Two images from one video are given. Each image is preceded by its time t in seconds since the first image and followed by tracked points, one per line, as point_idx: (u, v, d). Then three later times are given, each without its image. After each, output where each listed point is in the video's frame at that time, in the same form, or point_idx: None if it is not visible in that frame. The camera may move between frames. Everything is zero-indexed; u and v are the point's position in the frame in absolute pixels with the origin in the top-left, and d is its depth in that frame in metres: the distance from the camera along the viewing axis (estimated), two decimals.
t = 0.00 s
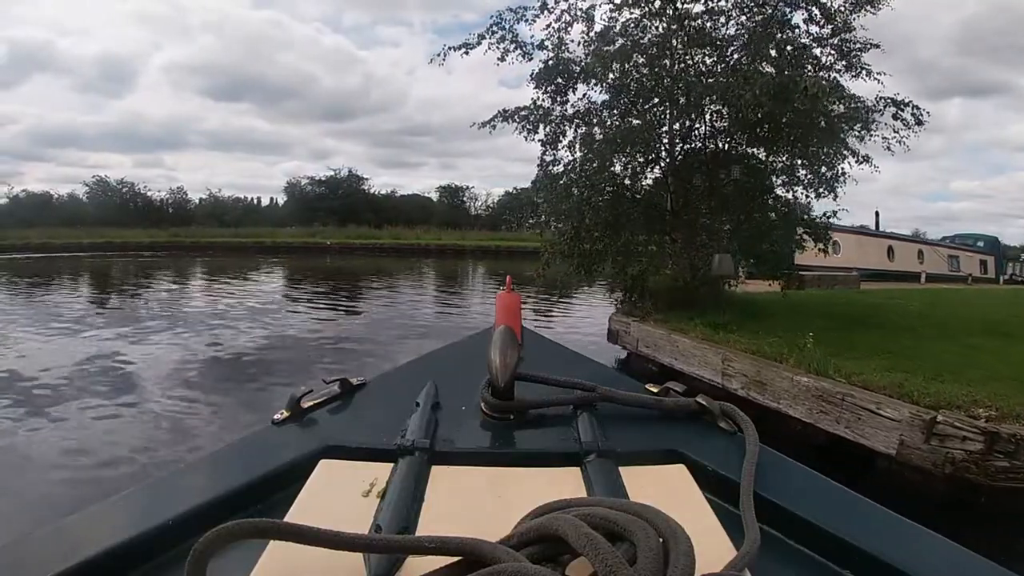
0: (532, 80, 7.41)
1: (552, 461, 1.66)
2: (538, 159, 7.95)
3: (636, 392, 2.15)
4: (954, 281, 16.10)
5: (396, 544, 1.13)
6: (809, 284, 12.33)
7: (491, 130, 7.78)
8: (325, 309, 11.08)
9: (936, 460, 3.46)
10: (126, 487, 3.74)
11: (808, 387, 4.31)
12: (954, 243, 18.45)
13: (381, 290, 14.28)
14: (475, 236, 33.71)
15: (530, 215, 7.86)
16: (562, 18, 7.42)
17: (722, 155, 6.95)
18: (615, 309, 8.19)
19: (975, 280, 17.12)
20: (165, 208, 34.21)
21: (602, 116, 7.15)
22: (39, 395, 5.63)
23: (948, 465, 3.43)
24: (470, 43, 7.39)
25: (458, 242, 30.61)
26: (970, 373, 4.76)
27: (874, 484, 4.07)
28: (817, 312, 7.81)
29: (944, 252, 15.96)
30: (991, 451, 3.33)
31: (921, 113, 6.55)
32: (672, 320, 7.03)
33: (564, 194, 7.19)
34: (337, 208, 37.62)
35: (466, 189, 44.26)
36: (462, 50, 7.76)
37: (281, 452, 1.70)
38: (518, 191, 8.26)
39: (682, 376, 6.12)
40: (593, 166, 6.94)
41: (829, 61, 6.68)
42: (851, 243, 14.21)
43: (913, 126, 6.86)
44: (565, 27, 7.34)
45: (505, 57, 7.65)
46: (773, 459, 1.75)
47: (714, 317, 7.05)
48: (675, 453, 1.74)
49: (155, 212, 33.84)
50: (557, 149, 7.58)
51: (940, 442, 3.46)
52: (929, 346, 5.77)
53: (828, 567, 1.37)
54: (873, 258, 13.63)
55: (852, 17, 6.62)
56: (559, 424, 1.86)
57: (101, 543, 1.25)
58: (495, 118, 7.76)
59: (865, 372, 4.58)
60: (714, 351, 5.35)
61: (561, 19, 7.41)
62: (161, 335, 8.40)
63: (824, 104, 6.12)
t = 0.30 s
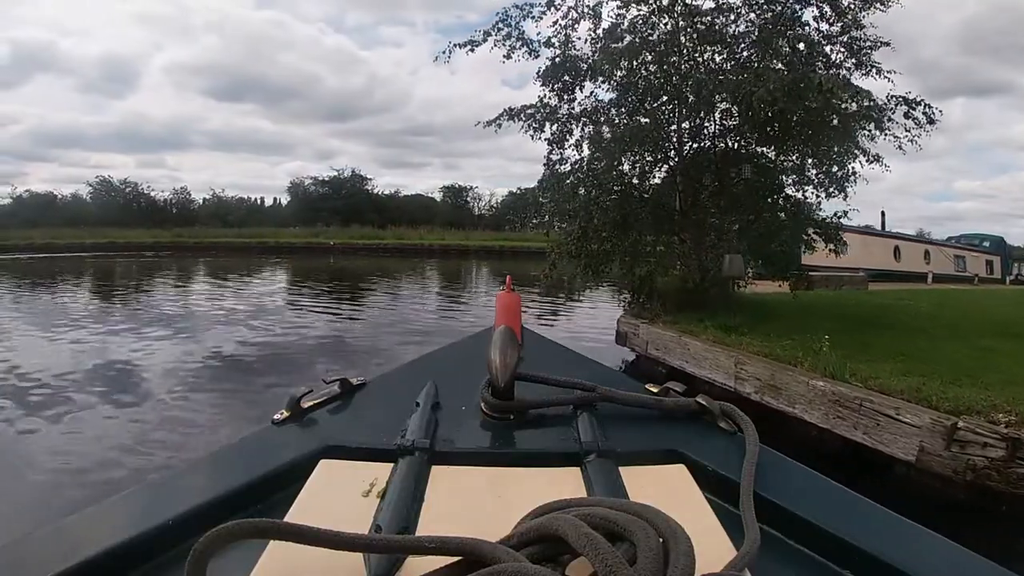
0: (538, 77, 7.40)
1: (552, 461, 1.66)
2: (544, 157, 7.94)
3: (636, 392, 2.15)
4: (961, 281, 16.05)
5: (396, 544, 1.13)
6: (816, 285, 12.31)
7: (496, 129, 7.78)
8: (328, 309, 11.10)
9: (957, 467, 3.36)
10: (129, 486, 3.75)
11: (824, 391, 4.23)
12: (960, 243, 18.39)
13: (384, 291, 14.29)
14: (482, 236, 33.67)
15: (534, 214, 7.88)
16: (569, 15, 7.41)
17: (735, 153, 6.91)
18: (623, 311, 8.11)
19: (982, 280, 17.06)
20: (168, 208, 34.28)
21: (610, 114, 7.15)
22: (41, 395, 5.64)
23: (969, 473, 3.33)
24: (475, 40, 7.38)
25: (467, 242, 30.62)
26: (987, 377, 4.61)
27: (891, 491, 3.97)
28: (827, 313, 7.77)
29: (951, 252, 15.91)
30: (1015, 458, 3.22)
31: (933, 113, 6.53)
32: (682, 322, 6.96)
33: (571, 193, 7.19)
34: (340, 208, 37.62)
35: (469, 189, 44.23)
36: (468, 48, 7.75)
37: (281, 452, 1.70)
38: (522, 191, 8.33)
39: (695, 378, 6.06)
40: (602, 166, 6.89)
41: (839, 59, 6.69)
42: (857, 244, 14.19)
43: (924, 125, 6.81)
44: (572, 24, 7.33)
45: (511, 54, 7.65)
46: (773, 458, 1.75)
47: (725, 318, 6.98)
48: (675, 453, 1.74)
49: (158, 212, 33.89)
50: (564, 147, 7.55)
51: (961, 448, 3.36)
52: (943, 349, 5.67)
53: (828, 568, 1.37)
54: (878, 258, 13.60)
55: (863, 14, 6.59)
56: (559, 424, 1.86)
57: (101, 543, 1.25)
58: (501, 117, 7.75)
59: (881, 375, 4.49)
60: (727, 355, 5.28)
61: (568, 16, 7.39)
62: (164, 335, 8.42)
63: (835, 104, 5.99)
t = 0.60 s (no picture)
0: (544, 75, 7.37)
1: (553, 462, 1.66)
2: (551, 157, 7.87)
3: (636, 392, 2.15)
4: (968, 282, 16.00)
5: (396, 544, 1.13)
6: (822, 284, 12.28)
7: (502, 128, 7.76)
8: (331, 309, 11.11)
9: (978, 474, 3.31)
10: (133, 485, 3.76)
11: (841, 396, 4.11)
12: (966, 244, 18.33)
13: (387, 291, 14.31)
14: (485, 236, 33.63)
15: (538, 215, 7.85)
16: (576, 13, 7.38)
17: (745, 151, 6.84)
18: (631, 312, 8.05)
19: (988, 281, 17.01)
20: (172, 208, 34.35)
21: (618, 113, 7.02)
22: (45, 394, 5.66)
23: (991, 480, 3.28)
24: (481, 36, 7.36)
25: (470, 242, 30.62)
26: (1006, 380, 4.50)
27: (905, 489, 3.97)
28: (836, 315, 7.72)
29: (957, 252, 15.86)
30: None
31: (946, 111, 6.50)
32: (691, 323, 6.90)
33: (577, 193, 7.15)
34: (343, 208, 37.63)
35: (472, 189, 44.21)
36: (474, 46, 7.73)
37: (281, 452, 1.70)
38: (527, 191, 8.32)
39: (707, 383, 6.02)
40: (611, 165, 6.75)
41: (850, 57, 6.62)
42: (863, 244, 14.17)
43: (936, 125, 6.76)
44: (578, 22, 7.29)
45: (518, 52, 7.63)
46: (773, 458, 1.75)
47: (735, 319, 6.88)
48: (676, 453, 1.74)
49: (162, 212, 33.95)
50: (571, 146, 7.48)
51: (982, 455, 3.30)
52: (957, 351, 5.63)
53: (828, 568, 1.37)
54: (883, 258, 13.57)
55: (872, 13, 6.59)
56: (559, 425, 1.85)
57: (102, 543, 1.25)
58: (507, 115, 7.73)
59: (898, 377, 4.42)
60: (740, 359, 5.17)
61: (576, 13, 7.39)
62: (168, 335, 8.43)
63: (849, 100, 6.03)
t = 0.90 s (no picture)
0: (551, 73, 7.37)
1: (552, 462, 1.66)
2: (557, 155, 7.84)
3: (636, 392, 2.15)
4: (975, 283, 15.94)
5: (396, 544, 1.13)
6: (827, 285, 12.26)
7: (508, 126, 7.75)
8: (334, 309, 11.12)
9: (1000, 482, 3.26)
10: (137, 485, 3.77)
11: (859, 401, 4.04)
12: (973, 244, 18.28)
13: (391, 291, 14.31)
14: (489, 236, 33.57)
15: (542, 214, 7.89)
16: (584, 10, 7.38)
17: (756, 150, 6.69)
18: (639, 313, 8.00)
19: (995, 281, 16.95)
20: (175, 208, 34.37)
21: (625, 111, 6.98)
22: (49, 394, 5.67)
23: (1013, 488, 3.23)
24: (487, 34, 7.35)
25: (473, 242, 30.60)
26: None
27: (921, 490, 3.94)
28: (847, 317, 7.66)
29: (964, 252, 15.81)
30: None
31: (956, 109, 6.49)
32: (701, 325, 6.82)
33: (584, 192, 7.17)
34: (345, 208, 37.62)
35: (476, 189, 44.15)
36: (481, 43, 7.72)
37: (281, 452, 1.71)
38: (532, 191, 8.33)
39: (719, 387, 5.91)
40: (620, 163, 6.71)
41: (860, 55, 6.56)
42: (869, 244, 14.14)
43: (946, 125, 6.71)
44: (586, 19, 7.30)
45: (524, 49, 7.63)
46: (772, 458, 1.75)
47: (746, 323, 6.76)
48: (675, 453, 1.74)
49: (165, 212, 33.98)
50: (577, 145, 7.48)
51: (1005, 462, 3.26)
52: (972, 354, 5.56)
53: (828, 568, 1.37)
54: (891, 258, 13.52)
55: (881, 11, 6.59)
56: (559, 425, 1.85)
57: (102, 543, 1.25)
58: (513, 114, 7.74)
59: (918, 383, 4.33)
60: (754, 362, 5.09)
61: (583, 10, 7.40)
62: (171, 335, 8.45)
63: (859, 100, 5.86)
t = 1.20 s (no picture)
0: (557, 70, 7.35)
1: (553, 462, 1.66)
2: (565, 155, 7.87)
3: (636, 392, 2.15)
4: (981, 283, 15.92)
5: (395, 544, 1.13)
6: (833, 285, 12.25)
7: (514, 124, 7.73)
8: (337, 309, 11.13)
9: None
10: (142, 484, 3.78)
11: (878, 407, 3.93)
12: (979, 245, 18.28)
13: (394, 291, 14.33)
14: (492, 236, 33.57)
15: (545, 215, 7.98)
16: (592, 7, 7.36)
17: (767, 148, 6.73)
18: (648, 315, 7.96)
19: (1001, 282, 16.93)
20: (178, 208, 34.38)
21: (633, 108, 6.96)
22: (52, 393, 5.68)
23: None
24: (493, 31, 7.32)
25: (477, 242, 30.60)
26: None
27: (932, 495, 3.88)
28: (856, 320, 7.59)
29: (970, 253, 15.80)
30: None
31: (969, 108, 6.44)
32: (711, 327, 6.74)
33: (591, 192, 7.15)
34: (348, 208, 37.63)
35: (479, 189, 44.13)
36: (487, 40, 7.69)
37: (281, 452, 1.71)
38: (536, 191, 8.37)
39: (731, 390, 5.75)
40: (629, 162, 6.71)
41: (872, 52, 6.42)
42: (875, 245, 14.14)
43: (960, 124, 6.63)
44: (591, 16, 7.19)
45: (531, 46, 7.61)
46: (772, 458, 1.75)
47: (756, 326, 6.66)
48: (675, 453, 1.74)
49: (168, 212, 34.00)
50: (585, 144, 7.50)
51: None
52: (987, 355, 5.47)
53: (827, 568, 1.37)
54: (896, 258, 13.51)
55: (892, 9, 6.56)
56: (559, 425, 1.86)
57: (103, 543, 1.25)
58: (519, 112, 7.72)
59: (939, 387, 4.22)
60: (768, 365, 4.97)
61: (590, 6, 7.38)
62: (173, 335, 8.45)
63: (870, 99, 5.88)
